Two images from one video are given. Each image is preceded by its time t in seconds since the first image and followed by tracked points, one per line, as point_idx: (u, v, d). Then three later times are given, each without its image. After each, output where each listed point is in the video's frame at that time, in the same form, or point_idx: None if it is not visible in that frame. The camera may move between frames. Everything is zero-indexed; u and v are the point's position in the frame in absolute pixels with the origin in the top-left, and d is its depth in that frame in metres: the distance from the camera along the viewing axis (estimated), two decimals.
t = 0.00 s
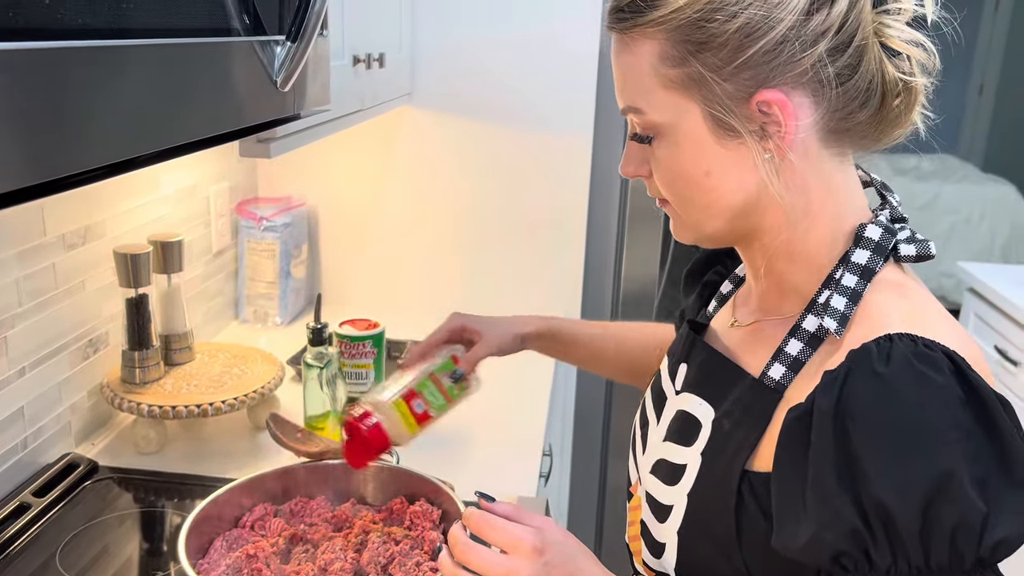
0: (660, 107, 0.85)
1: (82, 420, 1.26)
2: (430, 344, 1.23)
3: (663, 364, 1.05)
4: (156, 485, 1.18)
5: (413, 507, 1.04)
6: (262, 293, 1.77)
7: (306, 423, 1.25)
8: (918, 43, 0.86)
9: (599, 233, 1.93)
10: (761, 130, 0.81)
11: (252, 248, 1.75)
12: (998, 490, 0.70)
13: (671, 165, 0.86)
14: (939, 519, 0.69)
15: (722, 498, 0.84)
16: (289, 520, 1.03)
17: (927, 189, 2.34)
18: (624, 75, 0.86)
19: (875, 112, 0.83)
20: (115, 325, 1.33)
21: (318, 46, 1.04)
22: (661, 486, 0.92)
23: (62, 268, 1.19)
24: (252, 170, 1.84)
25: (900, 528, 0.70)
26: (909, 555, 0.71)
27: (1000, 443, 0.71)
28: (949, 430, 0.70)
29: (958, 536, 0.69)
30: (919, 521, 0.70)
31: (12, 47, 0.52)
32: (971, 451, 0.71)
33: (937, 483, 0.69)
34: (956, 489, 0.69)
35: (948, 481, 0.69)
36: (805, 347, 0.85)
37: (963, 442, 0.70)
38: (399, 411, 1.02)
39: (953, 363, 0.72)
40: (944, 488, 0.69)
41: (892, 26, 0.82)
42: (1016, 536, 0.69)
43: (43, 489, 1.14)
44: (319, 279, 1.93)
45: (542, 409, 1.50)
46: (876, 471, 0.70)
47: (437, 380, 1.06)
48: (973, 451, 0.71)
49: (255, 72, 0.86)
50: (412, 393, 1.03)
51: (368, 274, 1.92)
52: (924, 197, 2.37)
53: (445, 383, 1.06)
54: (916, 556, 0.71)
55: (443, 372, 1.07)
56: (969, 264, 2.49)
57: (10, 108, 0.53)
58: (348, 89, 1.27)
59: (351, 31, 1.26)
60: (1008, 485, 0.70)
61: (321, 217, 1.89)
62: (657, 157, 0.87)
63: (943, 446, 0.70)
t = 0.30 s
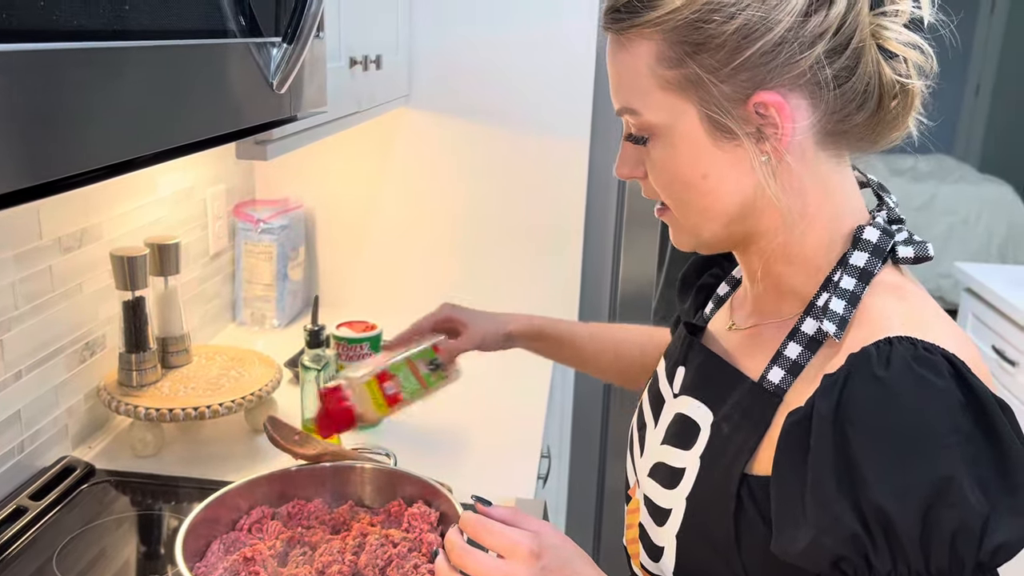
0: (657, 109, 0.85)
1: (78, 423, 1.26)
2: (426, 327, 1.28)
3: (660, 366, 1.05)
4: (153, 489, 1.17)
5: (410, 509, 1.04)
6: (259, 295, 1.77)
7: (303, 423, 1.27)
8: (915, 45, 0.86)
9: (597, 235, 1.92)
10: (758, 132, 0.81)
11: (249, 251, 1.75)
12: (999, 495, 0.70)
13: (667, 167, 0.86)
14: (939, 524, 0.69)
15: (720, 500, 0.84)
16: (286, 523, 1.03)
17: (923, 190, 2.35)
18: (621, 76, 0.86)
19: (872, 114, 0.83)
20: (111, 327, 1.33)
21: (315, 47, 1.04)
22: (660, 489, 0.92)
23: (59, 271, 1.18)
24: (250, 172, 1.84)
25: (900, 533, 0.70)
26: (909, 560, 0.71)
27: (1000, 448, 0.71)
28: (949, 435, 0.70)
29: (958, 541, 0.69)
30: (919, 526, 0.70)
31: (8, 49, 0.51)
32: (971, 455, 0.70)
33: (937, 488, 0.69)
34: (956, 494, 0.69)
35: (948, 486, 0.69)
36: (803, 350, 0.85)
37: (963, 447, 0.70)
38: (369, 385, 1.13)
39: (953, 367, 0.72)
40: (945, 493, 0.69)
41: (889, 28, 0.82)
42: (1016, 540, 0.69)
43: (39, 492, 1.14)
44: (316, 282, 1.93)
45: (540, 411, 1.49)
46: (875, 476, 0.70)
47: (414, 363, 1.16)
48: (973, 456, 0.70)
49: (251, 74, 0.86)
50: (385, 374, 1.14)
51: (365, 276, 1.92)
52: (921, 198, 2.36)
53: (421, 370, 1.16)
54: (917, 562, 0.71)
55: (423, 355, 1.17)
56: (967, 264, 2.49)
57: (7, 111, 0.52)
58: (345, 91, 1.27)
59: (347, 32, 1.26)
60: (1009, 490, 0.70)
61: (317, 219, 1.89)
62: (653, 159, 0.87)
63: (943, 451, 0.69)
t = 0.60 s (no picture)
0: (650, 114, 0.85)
1: (76, 429, 1.26)
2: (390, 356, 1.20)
3: (657, 370, 1.05)
4: (151, 494, 1.17)
5: (408, 513, 1.04)
6: (257, 300, 1.77)
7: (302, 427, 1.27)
8: (907, 48, 0.86)
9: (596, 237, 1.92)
10: (753, 136, 0.82)
11: (247, 255, 1.75)
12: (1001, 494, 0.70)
13: (662, 171, 0.86)
14: (942, 523, 0.69)
15: (718, 503, 0.84)
16: (284, 527, 1.03)
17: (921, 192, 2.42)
18: (616, 81, 0.86)
19: (865, 117, 0.83)
20: (108, 333, 1.33)
21: (312, 53, 1.04)
22: (660, 491, 0.92)
23: (56, 276, 1.18)
24: (247, 178, 1.85)
25: (903, 532, 0.70)
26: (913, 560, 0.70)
27: (1001, 447, 0.70)
28: (949, 435, 0.70)
29: (962, 540, 0.69)
30: (923, 525, 0.69)
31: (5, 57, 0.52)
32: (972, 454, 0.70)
33: (939, 486, 0.69)
34: (958, 492, 0.68)
35: (949, 484, 0.69)
36: (800, 351, 0.85)
37: (963, 446, 0.70)
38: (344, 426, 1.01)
39: (952, 367, 0.73)
40: (946, 491, 0.69)
41: (880, 31, 0.83)
42: (1018, 539, 0.68)
43: (37, 498, 1.14)
44: (314, 286, 1.93)
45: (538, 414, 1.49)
46: (877, 475, 0.71)
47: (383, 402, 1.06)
48: (974, 455, 0.70)
49: (248, 80, 0.86)
50: (357, 409, 1.02)
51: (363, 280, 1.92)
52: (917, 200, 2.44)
53: (390, 403, 1.07)
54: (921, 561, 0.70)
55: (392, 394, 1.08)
56: (963, 267, 2.50)
57: (4, 117, 0.53)
58: (342, 96, 1.27)
59: (344, 37, 1.26)
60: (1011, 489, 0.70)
61: (315, 224, 1.89)
62: (649, 164, 0.87)
63: (943, 450, 0.70)
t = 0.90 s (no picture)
0: (648, 100, 0.86)
1: (72, 436, 1.26)
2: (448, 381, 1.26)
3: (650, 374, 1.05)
4: (147, 501, 1.17)
5: (404, 519, 1.04)
6: (253, 307, 1.77)
7: (297, 434, 1.26)
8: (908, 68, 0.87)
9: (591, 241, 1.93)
10: (746, 135, 0.82)
11: (243, 262, 1.75)
12: (977, 485, 0.71)
13: (656, 162, 0.87)
14: (918, 514, 0.70)
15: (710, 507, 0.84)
16: (281, 534, 1.03)
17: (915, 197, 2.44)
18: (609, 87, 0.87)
19: (860, 130, 0.84)
20: (104, 340, 1.33)
21: (307, 60, 1.05)
22: (648, 493, 0.93)
23: (52, 284, 1.18)
24: (243, 185, 1.85)
25: (881, 524, 0.70)
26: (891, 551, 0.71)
27: (977, 440, 0.72)
28: (927, 428, 0.71)
29: (937, 530, 0.70)
30: (899, 517, 0.70)
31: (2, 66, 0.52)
32: (949, 447, 0.71)
33: (916, 479, 0.70)
34: (935, 484, 0.69)
35: (926, 477, 0.70)
36: (785, 350, 0.86)
37: (940, 439, 0.71)
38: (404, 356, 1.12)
39: (929, 363, 0.74)
40: (923, 483, 0.70)
41: (884, 48, 0.84)
42: (995, 532, 0.69)
43: (33, 506, 1.14)
44: (309, 292, 1.93)
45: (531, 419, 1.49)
46: (855, 468, 0.71)
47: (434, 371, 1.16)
48: (951, 448, 0.71)
49: (243, 87, 0.86)
50: (415, 358, 1.13)
51: (358, 286, 1.93)
52: (912, 205, 2.45)
53: (444, 382, 1.16)
54: (899, 553, 0.71)
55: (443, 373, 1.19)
56: (956, 271, 2.52)
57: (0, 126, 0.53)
58: (337, 103, 1.28)
59: (339, 45, 1.26)
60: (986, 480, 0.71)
61: (311, 231, 1.89)
62: (644, 152, 0.88)
63: (921, 443, 0.70)
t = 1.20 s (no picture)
0: (625, 110, 0.88)
1: (66, 449, 1.26)
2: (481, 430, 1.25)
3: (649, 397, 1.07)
4: (142, 514, 1.17)
5: (398, 531, 1.05)
6: (247, 319, 1.77)
7: (291, 446, 1.26)
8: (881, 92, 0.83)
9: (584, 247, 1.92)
10: (700, 146, 0.83)
11: (237, 274, 1.76)
12: (931, 502, 0.69)
13: (635, 170, 0.89)
14: (864, 532, 0.69)
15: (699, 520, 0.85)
16: (274, 546, 1.03)
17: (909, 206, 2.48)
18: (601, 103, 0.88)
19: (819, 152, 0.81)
20: (99, 353, 1.33)
21: (301, 76, 1.06)
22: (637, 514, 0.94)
23: (46, 298, 1.19)
24: (238, 198, 1.86)
25: (826, 540, 0.70)
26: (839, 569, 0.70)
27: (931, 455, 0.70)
28: (876, 443, 0.69)
29: (884, 547, 0.69)
30: (846, 533, 0.70)
31: None
32: (901, 463, 0.70)
33: (862, 494, 0.69)
34: (880, 500, 0.69)
35: (871, 493, 0.69)
36: (759, 368, 0.86)
37: (890, 454, 0.70)
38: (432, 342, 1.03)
39: (888, 375, 0.72)
40: (869, 499, 0.69)
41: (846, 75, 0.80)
42: (946, 553, 0.68)
43: (27, 519, 1.14)
44: (304, 304, 1.93)
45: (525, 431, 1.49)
46: (802, 483, 0.70)
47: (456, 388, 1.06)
48: (904, 464, 0.70)
49: (237, 103, 0.87)
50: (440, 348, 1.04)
51: (352, 298, 1.93)
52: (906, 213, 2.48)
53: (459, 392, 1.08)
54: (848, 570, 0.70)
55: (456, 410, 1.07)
56: (948, 279, 2.53)
57: None
58: (331, 116, 1.28)
59: (333, 58, 1.27)
60: (941, 497, 0.69)
61: (305, 242, 1.90)
62: (626, 160, 0.90)
63: (868, 458, 0.69)
